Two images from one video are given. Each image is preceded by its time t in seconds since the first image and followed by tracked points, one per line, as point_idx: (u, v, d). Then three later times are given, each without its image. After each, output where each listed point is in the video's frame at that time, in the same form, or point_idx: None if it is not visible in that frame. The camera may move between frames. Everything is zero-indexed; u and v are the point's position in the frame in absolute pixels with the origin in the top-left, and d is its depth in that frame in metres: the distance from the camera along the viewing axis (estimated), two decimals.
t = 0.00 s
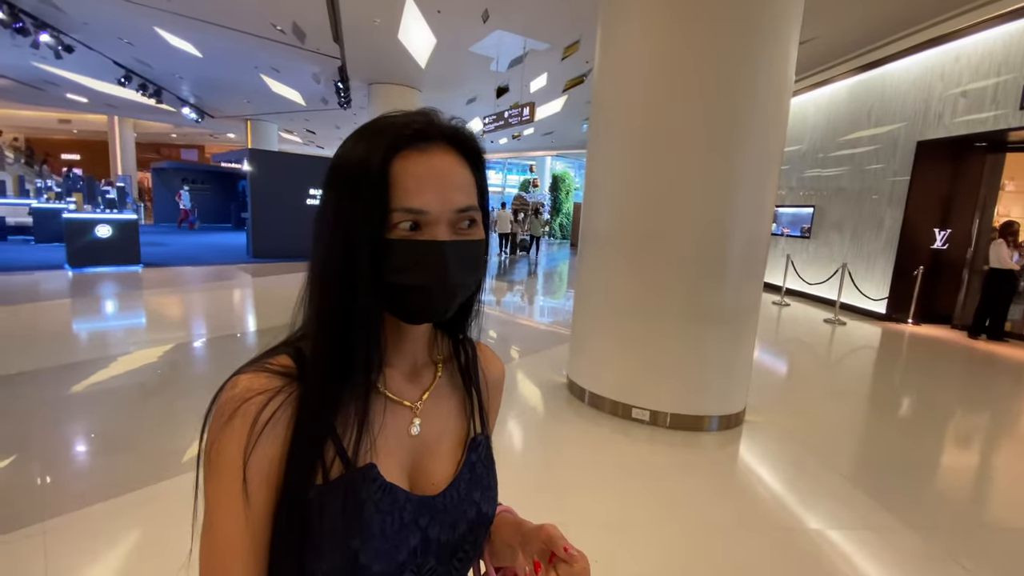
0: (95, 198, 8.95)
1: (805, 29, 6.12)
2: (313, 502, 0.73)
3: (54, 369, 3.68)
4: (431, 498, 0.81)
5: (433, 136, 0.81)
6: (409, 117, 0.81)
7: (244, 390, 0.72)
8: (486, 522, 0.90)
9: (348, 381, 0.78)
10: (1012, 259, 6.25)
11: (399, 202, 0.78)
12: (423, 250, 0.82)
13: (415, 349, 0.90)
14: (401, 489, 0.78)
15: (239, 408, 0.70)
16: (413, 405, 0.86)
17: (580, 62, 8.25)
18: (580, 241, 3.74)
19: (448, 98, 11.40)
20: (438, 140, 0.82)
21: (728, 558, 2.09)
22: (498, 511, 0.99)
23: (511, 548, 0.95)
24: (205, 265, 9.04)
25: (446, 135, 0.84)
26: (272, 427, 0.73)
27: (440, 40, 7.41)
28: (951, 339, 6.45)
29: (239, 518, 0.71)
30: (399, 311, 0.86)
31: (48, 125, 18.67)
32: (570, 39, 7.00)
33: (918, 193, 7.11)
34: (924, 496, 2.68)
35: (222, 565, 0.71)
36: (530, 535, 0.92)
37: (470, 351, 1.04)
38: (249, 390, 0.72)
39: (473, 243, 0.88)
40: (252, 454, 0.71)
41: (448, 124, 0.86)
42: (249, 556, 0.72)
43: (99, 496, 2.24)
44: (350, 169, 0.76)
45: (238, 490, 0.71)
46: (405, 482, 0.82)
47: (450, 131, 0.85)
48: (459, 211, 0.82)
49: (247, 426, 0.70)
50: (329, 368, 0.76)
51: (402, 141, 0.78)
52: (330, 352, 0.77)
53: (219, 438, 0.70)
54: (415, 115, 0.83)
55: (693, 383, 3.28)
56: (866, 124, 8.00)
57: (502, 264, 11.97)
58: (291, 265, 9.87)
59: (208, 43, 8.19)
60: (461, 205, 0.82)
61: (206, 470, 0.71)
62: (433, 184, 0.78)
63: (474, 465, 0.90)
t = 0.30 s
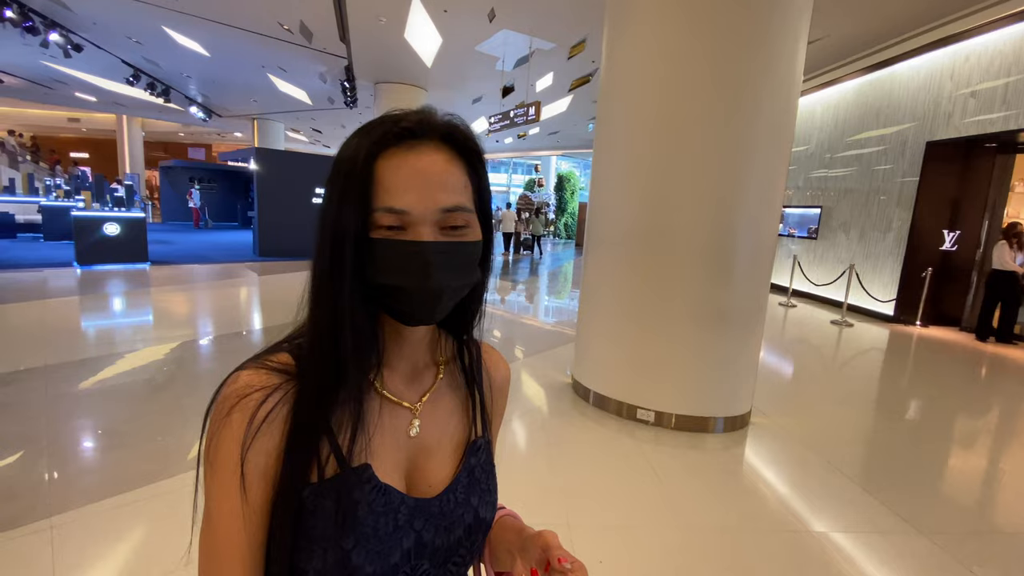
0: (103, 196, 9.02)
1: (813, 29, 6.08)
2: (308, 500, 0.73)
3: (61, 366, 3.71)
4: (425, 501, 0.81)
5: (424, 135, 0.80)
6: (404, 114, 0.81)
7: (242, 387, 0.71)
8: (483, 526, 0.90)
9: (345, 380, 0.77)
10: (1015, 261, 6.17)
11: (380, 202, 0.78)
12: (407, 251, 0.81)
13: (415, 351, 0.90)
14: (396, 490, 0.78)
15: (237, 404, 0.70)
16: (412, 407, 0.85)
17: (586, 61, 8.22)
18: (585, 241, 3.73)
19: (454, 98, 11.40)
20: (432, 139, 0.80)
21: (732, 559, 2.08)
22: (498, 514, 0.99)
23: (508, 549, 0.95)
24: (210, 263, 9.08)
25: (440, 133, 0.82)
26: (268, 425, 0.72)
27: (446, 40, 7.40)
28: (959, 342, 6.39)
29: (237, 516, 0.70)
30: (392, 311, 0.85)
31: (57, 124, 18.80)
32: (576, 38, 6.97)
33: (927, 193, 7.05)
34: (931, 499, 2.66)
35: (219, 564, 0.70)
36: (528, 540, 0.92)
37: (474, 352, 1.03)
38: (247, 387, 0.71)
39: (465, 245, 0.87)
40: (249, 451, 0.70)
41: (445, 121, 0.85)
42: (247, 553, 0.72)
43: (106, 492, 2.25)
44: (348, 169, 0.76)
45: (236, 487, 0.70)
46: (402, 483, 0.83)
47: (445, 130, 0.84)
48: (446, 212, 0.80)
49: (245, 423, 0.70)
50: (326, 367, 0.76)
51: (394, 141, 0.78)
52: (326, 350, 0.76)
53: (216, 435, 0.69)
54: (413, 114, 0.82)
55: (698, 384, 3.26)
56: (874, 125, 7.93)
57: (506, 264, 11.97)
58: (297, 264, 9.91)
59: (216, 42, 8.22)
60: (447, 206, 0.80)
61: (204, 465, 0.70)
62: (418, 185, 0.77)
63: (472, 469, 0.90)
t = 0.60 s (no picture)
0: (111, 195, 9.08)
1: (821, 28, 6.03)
2: (303, 490, 0.73)
3: (70, 363, 3.74)
4: (421, 496, 0.80)
5: (413, 132, 0.80)
6: (395, 115, 0.82)
7: (243, 379, 0.73)
8: (482, 524, 0.89)
9: (342, 374, 0.78)
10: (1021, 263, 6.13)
11: (361, 200, 0.79)
12: (391, 248, 0.82)
13: (415, 347, 0.89)
14: (391, 485, 0.78)
15: (238, 395, 0.72)
16: (411, 403, 0.85)
17: (591, 61, 8.20)
18: (591, 241, 3.72)
19: (459, 97, 11.41)
20: (422, 137, 0.81)
21: (738, 561, 2.07)
22: (501, 514, 0.97)
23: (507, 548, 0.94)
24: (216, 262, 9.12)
25: (429, 130, 0.82)
26: (267, 417, 0.73)
27: (451, 39, 7.41)
28: (968, 344, 6.33)
29: (238, 504, 0.72)
30: (386, 307, 0.86)
31: (66, 123, 18.93)
32: (582, 37, 6.95)
33: (935, 194, 6.99)
34: (940, 502, 2.63)
35: (222, 549, 0.72)
36: (523, 540, 0.91)
37: (479, 350, 1.01)
38: (248, 378, 0.73)
39: (451, 243, 0.86)
40: (250, 439, 0.71)
41: (438, 120, 0.85)
42: (248, 540, 0.73)
43: (112, 489, 2.26)
44: (345, 168, 0.79)
45: (237, 475, 0.72)
46: (399, 478, 0.82)
47: (437, 127, 0.83)
48: (427, 209, 0.80)
49: (245, 413, 0.71)
50: (322, 360, 0.76)
51: (385, 141, 0.79)
52: (321, 344, 0.77)
53: (219, 424, 0.71)
54: (407, 113, 0.83)
55: (703, 383, 3.24)
56: (882, 125, 7.87)
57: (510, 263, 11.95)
58: (302, 263, 9.93)
59: (223, 42, 8.25)
60: (429, 204, 0.80)
61: (208, 453, 0.72)
62: (402, 181, 0.77)
63: (471, 467, 0.89)
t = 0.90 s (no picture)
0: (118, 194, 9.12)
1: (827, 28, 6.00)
2: (298, 480, 0.77)
3: (76, 361, 3.75)
4: (413, 492, 0.80)
5: (398, 132, 0.82)
6: (385, 115, 0.84)
7: (245, 372, 0.78)
8: (478, 527, 0.88)
9: (335, 368, 0.80)
10: None
11: (348, 199, 0.82)
12: (377, 245, 0.85)
13: (414, 344, 0.91)
14: (382, 479, 0.79)
15: (238, 386, 0.76)
16: (409, 401, 0.86)
17: (596, 60, 8.18)
18: (596, 242, 3.70)
19: (463, 97, 11.41)
20: (411, 136, 0.82)
21: (741, 562, 2.05)
22: (503, 516, 0.96)
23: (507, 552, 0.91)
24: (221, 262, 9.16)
25: (416, 129, 0.83)
26: (264, 410, 0.77)
27: (456, 39, 7.40)
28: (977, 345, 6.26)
29: (239, 492, 0.76)
30: (378, 304, 0.88)
31: (74, 123, 19.06)
32: (586, 37, 6.94)
33: (943, 194, 6.94)
34: (946, 504, 2.61)
35: (225, 533, 0.76)
36: (517, 542, 0.90)
37: (485, 351, 1.01)
38: (250, 369, 0.78)
39: (434, 241, 0.87)
40: (250, 428, 0.75)
41: (429, 119, 0.86)
42: (250, 525, 0.78)
43: (118, 487, 2.26)
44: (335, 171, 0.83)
45: (239, 463, 0.76)
46: (395, 475, 0.83)
47: (427, 126, 0.84)
48: (410, 207, 0.81)
49: (245, 404, 0.76)
50: (317, 354, 0.79)
51: (372, 142, 0.81)
52: (316, 340, 0.80)
53: (223, 413, 0.76)
54: (400, 112, 0.85)
55: (708, 384, 3.22)
56: (889, 125, 7.81)
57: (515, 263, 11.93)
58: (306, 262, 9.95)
59: (229, 42, 8.29)
60: (413, 202, 0.81)
61: (214, 442, 0.77)
62: (384, 180, 0.79)
63: (469, 467, 0.88)
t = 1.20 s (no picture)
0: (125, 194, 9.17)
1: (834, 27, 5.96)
2: (299, 469, 0.82)
3: (84, 360, 3.78)
4: (409, 491, 0.81)
5: (390, 132, 0.84)
6: (378, 117, 0.87)
7: (257, 367, 0.86)
8: (479, 532, 0.87)
9: (334, 364, 0.87)
10: None
11: (342, 199, 0.86)
12: (369, 244, 0.87)
13: (416, 343, 0.94)
14: (378, 475, 0.81)
15: (250, 377, 0.84)
16: (411, 399, 0.89)
17: (601, 60, 8.16)
18: (601, 244, 3.69)
19: (467, 97, 11.41)
20: (402, 136, 0.84)
21: (747, 564, 2.05)
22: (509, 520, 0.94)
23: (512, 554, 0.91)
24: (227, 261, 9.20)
25: (408, 129, 0.85)
26: (271, 402, 0.83)
27: (461, 39, 7.41)
28: (984, 347, 6.21)
29: (248, 480, 0.82)
30: (374, 303, 0.91)
31: (81, 123, 19.20)
32: (592, 37, 6.93)
33: (951, 194, 6.88)
34: (954, 506, 2.59)
35: (235, 521, 0.82)
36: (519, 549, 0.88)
37: (492, 352, 1.01)
38: (263, 363, 0.86)
39: (423, 238, 0.87)
40: (258, 419, 0.82)
41: (421, 118, 0.88)
42: (259, 514, 0.83)
43: (125, 485, 2.27)
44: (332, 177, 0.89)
45: (248, 452, 0.83)
46: (396, 474, 0.84)
47: (422, 128, 0.87)
48: (396, 203, 0.83)
49: (255, 394, 0.83)
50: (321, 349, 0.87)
51: (363, 144, 0.84)
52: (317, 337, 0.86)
53: (236, 404, 0.84)
54: (395, 113, 0.88)
55: (713, 384, 3.20)
56: (896, 125, 7.76)
57: (518, 263, 11.89)
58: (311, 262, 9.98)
59: (235, 43, 8.32)
60: (398, 198, 0.82)
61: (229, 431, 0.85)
62: (372, 178, 0.81)
63: (468, 469, 0.89)
